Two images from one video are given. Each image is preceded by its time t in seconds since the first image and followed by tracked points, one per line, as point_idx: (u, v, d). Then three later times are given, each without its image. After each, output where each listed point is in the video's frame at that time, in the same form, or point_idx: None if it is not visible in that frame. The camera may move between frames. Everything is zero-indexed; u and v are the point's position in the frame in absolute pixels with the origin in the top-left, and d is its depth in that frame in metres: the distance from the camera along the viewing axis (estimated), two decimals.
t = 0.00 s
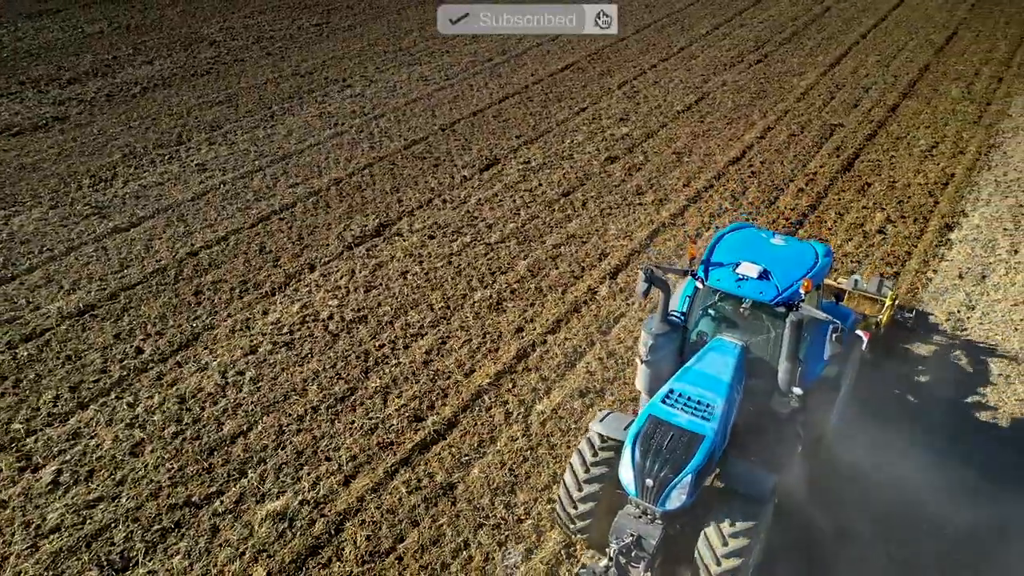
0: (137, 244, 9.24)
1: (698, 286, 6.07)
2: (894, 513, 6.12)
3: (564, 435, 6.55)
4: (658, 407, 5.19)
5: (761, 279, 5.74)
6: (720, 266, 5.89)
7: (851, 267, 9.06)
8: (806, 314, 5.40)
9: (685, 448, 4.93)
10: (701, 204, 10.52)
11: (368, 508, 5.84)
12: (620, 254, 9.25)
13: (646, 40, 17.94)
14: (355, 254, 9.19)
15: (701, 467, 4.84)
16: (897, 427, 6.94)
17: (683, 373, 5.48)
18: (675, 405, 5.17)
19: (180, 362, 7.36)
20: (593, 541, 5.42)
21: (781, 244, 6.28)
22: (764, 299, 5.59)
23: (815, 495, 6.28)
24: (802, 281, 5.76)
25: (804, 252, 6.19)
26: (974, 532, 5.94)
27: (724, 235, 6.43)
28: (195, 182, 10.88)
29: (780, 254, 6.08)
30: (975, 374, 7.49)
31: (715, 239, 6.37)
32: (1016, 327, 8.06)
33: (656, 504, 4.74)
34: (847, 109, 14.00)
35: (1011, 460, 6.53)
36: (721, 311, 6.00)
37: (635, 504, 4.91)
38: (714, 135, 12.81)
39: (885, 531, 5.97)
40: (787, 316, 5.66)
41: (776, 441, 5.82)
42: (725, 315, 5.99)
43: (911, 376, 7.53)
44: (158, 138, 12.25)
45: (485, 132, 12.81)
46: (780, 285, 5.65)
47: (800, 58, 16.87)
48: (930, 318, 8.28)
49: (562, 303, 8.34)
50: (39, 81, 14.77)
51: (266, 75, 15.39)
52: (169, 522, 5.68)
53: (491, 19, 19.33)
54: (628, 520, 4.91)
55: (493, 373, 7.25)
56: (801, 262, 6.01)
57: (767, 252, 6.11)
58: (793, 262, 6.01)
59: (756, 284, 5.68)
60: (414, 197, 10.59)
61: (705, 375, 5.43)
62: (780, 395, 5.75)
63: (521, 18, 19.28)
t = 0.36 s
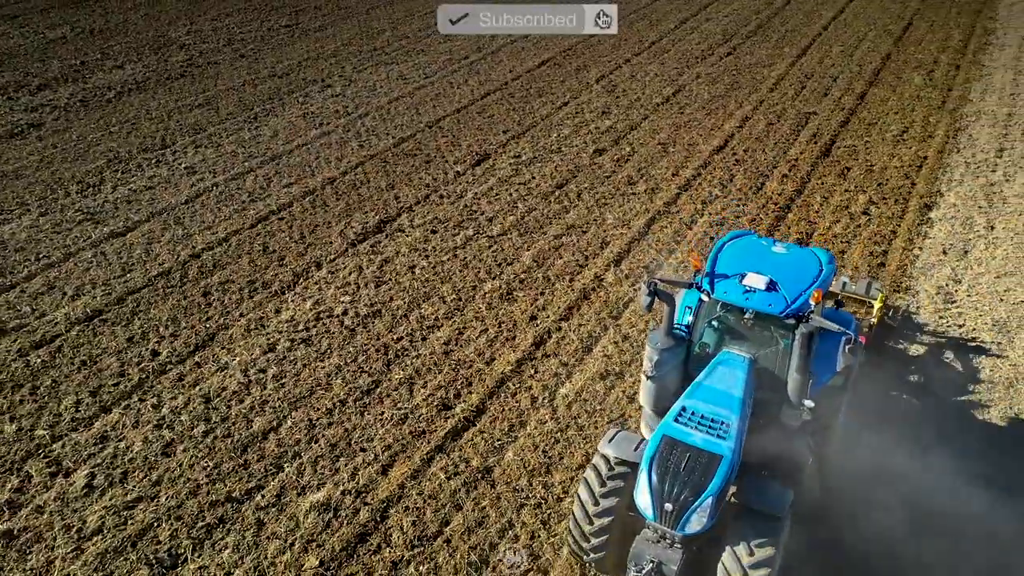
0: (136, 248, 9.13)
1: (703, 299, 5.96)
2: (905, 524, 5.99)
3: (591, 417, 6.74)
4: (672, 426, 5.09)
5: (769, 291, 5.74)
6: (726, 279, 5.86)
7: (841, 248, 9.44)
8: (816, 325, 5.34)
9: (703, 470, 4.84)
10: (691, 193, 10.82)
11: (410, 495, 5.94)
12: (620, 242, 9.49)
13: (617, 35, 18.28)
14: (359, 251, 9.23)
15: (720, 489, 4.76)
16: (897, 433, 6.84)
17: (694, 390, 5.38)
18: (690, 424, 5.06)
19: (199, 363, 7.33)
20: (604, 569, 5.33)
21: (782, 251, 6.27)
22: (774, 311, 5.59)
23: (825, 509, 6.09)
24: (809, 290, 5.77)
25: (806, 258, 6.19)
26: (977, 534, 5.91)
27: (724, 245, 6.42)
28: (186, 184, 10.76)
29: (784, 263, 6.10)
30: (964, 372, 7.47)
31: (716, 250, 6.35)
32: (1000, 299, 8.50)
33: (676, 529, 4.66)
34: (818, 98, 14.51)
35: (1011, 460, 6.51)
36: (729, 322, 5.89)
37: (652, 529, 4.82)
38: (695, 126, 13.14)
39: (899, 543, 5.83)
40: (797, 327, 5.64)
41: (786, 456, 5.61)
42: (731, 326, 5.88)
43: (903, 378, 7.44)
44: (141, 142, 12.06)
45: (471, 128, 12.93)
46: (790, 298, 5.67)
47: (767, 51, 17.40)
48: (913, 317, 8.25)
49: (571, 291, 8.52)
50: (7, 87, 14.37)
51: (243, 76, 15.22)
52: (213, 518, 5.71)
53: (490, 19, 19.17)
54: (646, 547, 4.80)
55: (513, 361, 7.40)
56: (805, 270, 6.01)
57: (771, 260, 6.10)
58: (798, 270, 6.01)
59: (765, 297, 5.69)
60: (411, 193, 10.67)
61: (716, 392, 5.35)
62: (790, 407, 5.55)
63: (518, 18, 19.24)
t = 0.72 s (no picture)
0: (135, 252, 9.02)
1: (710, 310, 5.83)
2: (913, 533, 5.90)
3: (612, 399, 6.92)
4: (691, 444, 4.90)
5: (778, 300, 5.69)
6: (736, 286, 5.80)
7: (829, 231, 9.82)
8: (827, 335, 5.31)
9: (726, 490, 4.66)
10: (680, 181, 11.11)
11: (447, 479, 6.05)
12: (618, 231, 9.72)
13: (588, 32, 18.57)
14: (363, 247, 9.29)
15: (744, 509, 4.60)
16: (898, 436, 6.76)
17: (708, 405, 5.21)
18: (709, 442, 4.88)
19: (216, 362, 7.31)
20: None
21: (787, 258, 6.26)
22: (785, 322, 5.54)
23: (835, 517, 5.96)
24: (819, 301, 5.74)
25: (811, 266, 6.17)
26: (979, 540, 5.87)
27: (728, 251, 6.36)
28: (177, 187, 10.65)
29: (790, 271, 6.06)
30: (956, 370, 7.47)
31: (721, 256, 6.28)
32: (982, 272, 8.95)
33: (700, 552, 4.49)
34: (788, 89, 15.00)
35: (1012, 463, 6.47)
36: (737, 334, 5.76)
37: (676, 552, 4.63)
38: (675, 118, 13.46)
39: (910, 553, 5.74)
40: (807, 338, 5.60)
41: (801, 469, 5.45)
42: (740, 338, 5.76)
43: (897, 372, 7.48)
44: (123, 146, 11.86)
45: (457, 124, 13.05)
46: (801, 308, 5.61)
47: (734, 44, 17.88)
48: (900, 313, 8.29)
49: (577, 279, 8.72)
50: None
51: (218, 78, 15.05)
52: (254, 511, 5.74)
53: (493, 19, 19.31)
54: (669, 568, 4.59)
55: (530, 348, 7.56)
56: (813, 279, 5.97)
57: (775, 268, 6.06)
58: (805, 278, 5.98)
59: (775, 307, 5.60)
60: (406, 189, 10.75)
61: (731, 406, 5.18)
62: (804, 418, 5.49)
63: (517, 18, 19.34)
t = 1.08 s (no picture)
0: (133, 256, 8.90)
1: (721, 323, 5.57)
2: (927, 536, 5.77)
3: (629, 379, 7.13)
4: (714, 465, 4.64)
5: (792, 310, 5.32)
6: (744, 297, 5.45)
7: (813, 213, 10.24)
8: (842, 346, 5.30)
9: (756, 511, 4.39)
10: (665, 170, 11.42)
11: (481, 462, 6.19)
12: (613, 219, 9.97)
13: (557, 28, 18.82)
14: (365, 243, 9.34)
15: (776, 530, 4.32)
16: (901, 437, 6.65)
17: (727, 424, 4.98)
18: (733, 461, 4.63)
19: (234, 360, 7.30)
20: None
21: (792, 266, 5.91)
22: (802, 331, 5.19)
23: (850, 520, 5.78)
24: (832, 309, 5.41)
25: (818, 273, 5.81)
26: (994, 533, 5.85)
27: (732, 260, 6.05)
28: (166, 190, 10.51)
29: (797, 279, 5.71)
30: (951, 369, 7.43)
31: (725, 265, 5.98)
32: (959, 247, 9.45)
33: None
34: (757, 79, 15.50)
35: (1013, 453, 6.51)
36: (749, 345, 5.55)
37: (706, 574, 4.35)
38: (652, 110, 13.78)
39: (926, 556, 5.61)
40: (824, 348, 5.33)
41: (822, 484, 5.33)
42: (751, 350, 5.56)
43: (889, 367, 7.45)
44: (103, 151, 11.63)
45: (440, 120, 13.16)
46: (816, 317, 5.27)
47: (699, 37, 18.36)
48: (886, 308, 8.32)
49: (580, 267, 8.92)
50: None
51: (191, 80, 14.84)
52: (296, 503, 5.80)
53: (493, 19, 19.31)
54: None
55: (544, 334, 7.73)
56: (821, 289, 5.61)
57: (781, 278, 5.70)
58: (813, 288, 5.61)
59: (789, 317, 5.25)
60: (399, 186, 10.82)
61: (751, 425, 4.96)
62: (822, 429, 5.35)
63: (516, 18, 19.44)
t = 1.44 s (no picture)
0: (129, 261, 8.78)
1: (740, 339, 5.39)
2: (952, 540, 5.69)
3: (641, 359, 7.38)
4: (748, 487, 4.47)
5: (814, 323, 5.17)
6: (765, 309, 5.27)
7: (792, 197, 10.68)
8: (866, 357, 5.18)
9: (796, 535, 4.20)
10: (646, 160, 11.72)
11: (510, 444, 6.35)
12: (603, 208, 10.22)
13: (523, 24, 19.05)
14: (363, 239, 9.40)
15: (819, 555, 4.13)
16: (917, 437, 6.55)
17: (755, 445, 4.82)
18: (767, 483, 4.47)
19: (249, 359, 7.31)
20: None
21: (806, 274, 5.73)
22: (827, 344, 5.05)
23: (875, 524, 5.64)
24: (854, 321, 5.25)
25: (834, 281, 5.65)
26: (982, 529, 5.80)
27: (745, 270, 5.84)
28: (151, 195, 10.36)
29: (815, 287, 5.53)
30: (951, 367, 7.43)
31: (739, 275, 5.76)
32: (930, 224, 9.99)
33: None
34: (722, 71, 15.99)
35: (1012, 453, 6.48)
36: (770, 360, 5.36)
37: None
38: (626, 103, 14.10)
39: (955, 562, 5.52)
40: (847, 360, 5.20)
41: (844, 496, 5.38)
42: (773, 364, 5.36)
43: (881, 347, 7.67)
44: (80, 157, 11.39)
45: (420, 118, 13.25)
46: (839, 330, 5.13)
47: (662, 31, 18.82)
48: (872, 288, 8.65)
49: (578, 255, 9.14)
50: None
51: (160, 83, 14.58)
52: (334, 492, 5.87)
53: (492, 20, 19.31)
54: None
55: (553, 320, 7.93)
56: (839, 298, 5.45)
57: (798, 286, 5.53)
58: (832, 297, 5.45)
59: (814, 330, 5.10)
60: (389, 182, 10.90)
61: (780, 443, 4.83)
62: (846, 442, 5.29)
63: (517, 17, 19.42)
